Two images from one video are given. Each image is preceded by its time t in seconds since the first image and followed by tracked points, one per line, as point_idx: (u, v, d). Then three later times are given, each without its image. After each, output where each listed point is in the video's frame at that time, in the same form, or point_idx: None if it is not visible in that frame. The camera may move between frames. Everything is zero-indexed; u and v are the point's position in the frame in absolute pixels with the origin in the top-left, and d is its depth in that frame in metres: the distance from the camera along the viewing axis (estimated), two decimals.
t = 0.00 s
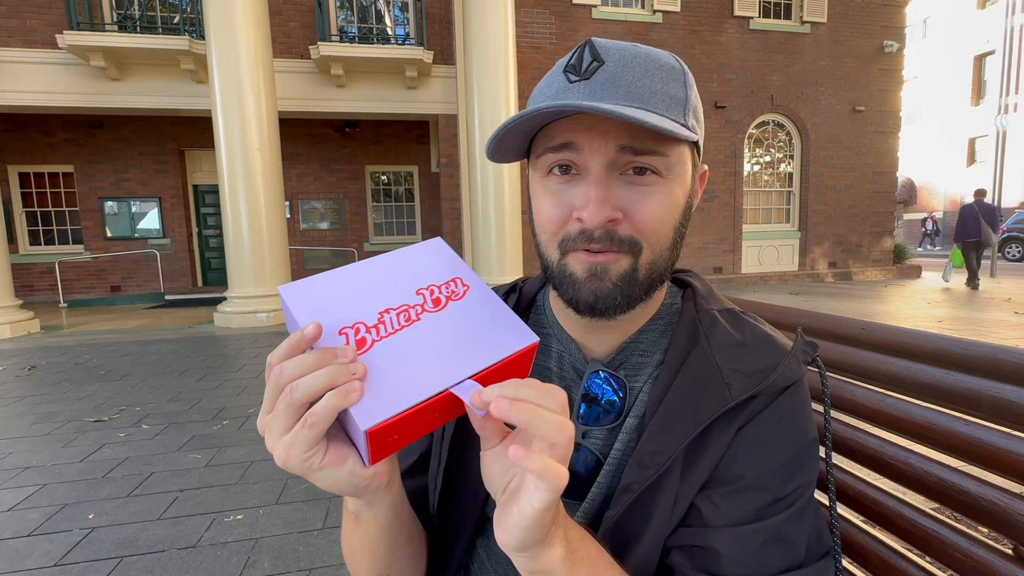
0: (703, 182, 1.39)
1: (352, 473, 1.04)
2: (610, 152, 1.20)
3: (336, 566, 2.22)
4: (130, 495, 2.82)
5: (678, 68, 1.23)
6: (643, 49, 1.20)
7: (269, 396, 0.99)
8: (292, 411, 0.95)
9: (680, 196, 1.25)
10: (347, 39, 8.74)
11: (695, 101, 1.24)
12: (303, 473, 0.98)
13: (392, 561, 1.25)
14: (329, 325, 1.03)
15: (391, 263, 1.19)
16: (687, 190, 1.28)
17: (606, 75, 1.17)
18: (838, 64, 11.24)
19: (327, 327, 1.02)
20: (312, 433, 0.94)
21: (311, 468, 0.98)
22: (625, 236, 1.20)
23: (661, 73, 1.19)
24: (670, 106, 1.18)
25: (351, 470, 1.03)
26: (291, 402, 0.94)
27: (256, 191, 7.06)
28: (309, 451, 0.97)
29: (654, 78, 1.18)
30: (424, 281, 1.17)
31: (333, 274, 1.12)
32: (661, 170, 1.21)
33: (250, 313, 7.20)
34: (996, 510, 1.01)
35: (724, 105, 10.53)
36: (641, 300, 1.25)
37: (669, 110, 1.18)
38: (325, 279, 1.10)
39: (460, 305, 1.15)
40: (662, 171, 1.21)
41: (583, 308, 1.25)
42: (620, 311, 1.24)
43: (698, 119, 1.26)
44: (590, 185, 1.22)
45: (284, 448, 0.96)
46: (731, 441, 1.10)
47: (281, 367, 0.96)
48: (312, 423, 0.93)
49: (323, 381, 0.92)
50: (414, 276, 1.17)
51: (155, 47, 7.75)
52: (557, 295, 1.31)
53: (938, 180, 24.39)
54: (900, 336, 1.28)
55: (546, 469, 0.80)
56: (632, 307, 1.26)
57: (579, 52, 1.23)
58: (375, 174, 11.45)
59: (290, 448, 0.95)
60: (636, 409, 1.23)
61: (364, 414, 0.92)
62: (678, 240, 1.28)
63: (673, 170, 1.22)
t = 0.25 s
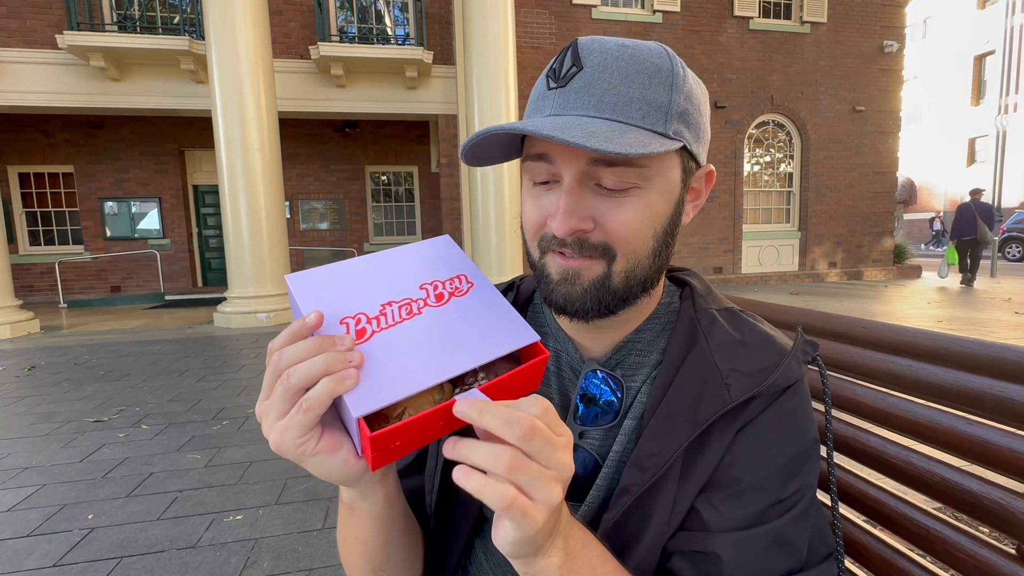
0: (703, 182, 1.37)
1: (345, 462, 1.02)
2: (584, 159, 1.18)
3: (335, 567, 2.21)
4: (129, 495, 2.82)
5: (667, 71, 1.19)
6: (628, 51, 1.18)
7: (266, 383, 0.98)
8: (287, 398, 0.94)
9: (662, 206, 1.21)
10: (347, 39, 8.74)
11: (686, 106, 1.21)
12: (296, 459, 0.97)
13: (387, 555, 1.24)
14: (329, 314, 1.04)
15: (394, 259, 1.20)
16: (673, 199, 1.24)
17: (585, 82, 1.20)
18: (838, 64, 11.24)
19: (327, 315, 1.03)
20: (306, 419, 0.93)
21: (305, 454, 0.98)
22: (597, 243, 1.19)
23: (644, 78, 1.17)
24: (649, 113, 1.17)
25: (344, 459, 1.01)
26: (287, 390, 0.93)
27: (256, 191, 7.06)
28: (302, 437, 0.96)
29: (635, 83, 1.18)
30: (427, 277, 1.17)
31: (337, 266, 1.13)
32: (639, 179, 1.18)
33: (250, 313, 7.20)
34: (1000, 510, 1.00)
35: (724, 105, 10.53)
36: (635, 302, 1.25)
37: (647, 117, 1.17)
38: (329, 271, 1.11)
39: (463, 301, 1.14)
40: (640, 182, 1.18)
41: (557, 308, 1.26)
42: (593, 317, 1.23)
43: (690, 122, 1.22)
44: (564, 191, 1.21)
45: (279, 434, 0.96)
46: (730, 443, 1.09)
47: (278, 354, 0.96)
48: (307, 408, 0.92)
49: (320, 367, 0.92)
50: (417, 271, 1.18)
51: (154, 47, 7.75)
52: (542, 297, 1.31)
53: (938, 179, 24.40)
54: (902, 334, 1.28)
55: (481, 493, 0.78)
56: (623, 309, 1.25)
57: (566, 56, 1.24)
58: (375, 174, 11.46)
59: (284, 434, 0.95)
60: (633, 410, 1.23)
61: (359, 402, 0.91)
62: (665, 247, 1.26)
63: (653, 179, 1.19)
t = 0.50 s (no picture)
0: (704, 182, 1.37)
1: (333, 443, 1.03)
2: (583, 160, 1.17)
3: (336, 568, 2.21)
4: (129, 497, 2.82)
5: (667, 70, 1.19)
6: (626, 49, 1.18)
7: (263, 359, 1.01)
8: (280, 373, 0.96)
9: (662, 206, 1.21)
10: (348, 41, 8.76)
11: (686, 106, 1.21)
12: (284, 434, 0.98)
13: (375, 545, 1.22)
14: (327, 296, 1.05)
15: (395, 249, 1.20)
16: (674, 200, 1.24)
17: (585, 81, 1.20)
18: (839, 65, 11.25)
19: (325, 296, 1.05)
20: (296, 394, 0.95)
21: (293, 429, 0.99)
22: (597, 244, 1.18)
23: (644, 76, 1.17)
24: (649, 113, 1.17)
25: (332, 438, 1.01)
26: (280, 364, 0.96)
27: (256, 193, 7.06)
28: (292, 412, 0.98)
29: (634, 83, 1.18)
30: (427, 269, 1.18)
31: (340, 253, 1.14)
32: (639, 181, 1.18)
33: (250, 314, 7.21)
34: (1001, 512, 1.00)
35: (724, 106, 10.53)
36: (633, 304, 1.25)
37: (647, 117, 1.17)
38: (331, 256, 1.12)
39: (460, 292, 1.14)
40: (641, 182, 1.18)
41: (557, 309, 1.26)
42: (594, 318, 1.23)
43: (690, 123, 1.22)
44: (563, 192, 1.21)
45: (269, 408, 0.98)
46: (733, 449, 1.09)
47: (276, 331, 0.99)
48: (298, 383, 0.94)
49: (312, 344, 0.94)
50: (417, 263, 1.18)
51: (155, 48, 7.76)
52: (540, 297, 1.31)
53: (939, 180, 24.41)
54: (904, 335, 1.28)
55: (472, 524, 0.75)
56: (622, 310, 1.25)
57: (564, 55, 1.24)
58: (376, 175, 11.47)
59: (275, 407, 0.96)
60: (634, 416, 1.22)
61: (349, 379, 0.91)
62: (666, 247, 1.26)
63: (654, 179, 1.18)
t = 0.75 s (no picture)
0: (706, 188, 1.38)
1: (341, 449, 1.04)
2: (589, 170, 1.17)
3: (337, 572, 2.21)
4: (131, 499, 2.82)
5: (671, 77, 1.19)
6: (630, 56, 1.18)
7: (276, 363, 1.03)
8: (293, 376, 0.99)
9: (667, 214, 1.22)
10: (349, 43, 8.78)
11: (689, 112, 1.21)
12: (293, 439, 1.00)
13: (376, 556, 1.21)
14: (341, 300, 1.06)
15: (411, 255, 1.20)
16: (678, 206, 1.24)
17: (586, 90, 1.20)
18: (840, 67, 11.24)
19: (339, 301, 1.06)
20: (307, 398, 0.97)
21: (302, 435, 1.00)
22: (603, 253, 1.19)
23: (647, 84, 1.17)
24: (653, 121, 1.18)
25: (340, 445, 1.03)
26: (293, 367, 0.98)
27: (258, 194, 7.07)
28: (302, 417, 0.99)
29: (637, 90, 1.18)
30: (442, 278, 1.17)
31: (359, 258, 1.14)
32: (645, 189, 1.18)
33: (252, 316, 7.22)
34: (1007, 520, 1.00)
35: (725, 108, 10.53)
36: (636, 313, 1.26)
37: (652, 125, 1.18)
38: (350, 262, 1.13)
39: (474, 304, 1.14)
40: (647, 191, 1.18)
41: (562, 318, 1.26)
42: (599, 326, 1.23)
43: (693, 129, 1.23)
44: (568, 201, 1.20)
45: (279, 411, 1.00)
46: (742, 462, 1.09)
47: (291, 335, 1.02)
48: (311, 388, 0.96)
49: (327, 349, 0.96)
50: (434, 272, 1.19)
51: (158, 51, 7.78)
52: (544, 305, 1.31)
53: (940, 181, 24.40)
54: (906, 340, 1.27)
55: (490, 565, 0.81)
56: (626, 318, 1.25)
57: (566, 62, 1.24)
58: (377, 177, 11.48)
59: (286, 411, 0.98)
60: (641, 428, 1.22)
61: (360, 386, 0.93)
62: (670, 255, 1.27)
63: (659, 187, 1.19)
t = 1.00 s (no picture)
0: (705, 189, 1.37)
1: (337, 450, 1.04)
2: (584, 171, 1.17)
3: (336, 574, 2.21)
4: (130, 500, 2.82)
5: (667, 78, 1.19)
6: (626, 58, 1.18)
7: (275, 358, 1.03)
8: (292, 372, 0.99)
9: (664, 216, 1.22)
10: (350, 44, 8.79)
11: (686, 113, 1.21)
12: (289, 436, 1.00)
13: (371, 560, 1.20)
14: (345, 299, 1.08)
15: (419, 260, 1.22)
16: (676, 207, 1.24)
17: (581, 92, 1.20)
18: (840, 69, 11.25)
19: (342, 299, 1.07)
20: (305, 395, 0.97)
21: (298, 432, 1.00)
22: (599, 254, 1.19)
23: (643, 85, 1.17)
24: (649, 122, 1.18)
25: (336, 445, 1.03)
26: (292, 362, 0.98)
27: (258, 196, 7.08)
28: (300, 414, 0.99)
29: (633, 92, 1.18)
30: (448, 283, 1.18)
31: (368, 261, 1.16)
32: (641, 191, 1.18)
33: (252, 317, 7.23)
34: (1009, 525, 0.99)
35: (725, 110, 10.53)
36: (634, 316, 1.26)
37: (647, 127, 1.18)
38: (358, 263, 1.15)
39: (480, 310, 1.15)
40: (643, 192, 1.18)
41: (560, 320, 1.26)
42: (597, 328, 1.23)
43: (691, 131, 1.23)
44: (564, 203, 1.21)
45: (276, 406, 1.00)
46: (744, 468, 1.09)
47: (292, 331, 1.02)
48: (310, 385, 0.96)
49: (328, 347, 0.96)
50: (440, 276, 1.20)
51: (159, 52, 7.79)
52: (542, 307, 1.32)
53: (940, 183, 24.43)
54: (909, 344, 1.27)
55: None
56: (625, 320, 1.25)
57: (562, 64, 1.24)
58: (377, 178, 11.48)
59: (283, 407, 0.98)
60: (642, 432, 1.22)
61: (358, 384, 0.93)
62: (668, 256, 1.27)
63: (655, 189, 1.19)
